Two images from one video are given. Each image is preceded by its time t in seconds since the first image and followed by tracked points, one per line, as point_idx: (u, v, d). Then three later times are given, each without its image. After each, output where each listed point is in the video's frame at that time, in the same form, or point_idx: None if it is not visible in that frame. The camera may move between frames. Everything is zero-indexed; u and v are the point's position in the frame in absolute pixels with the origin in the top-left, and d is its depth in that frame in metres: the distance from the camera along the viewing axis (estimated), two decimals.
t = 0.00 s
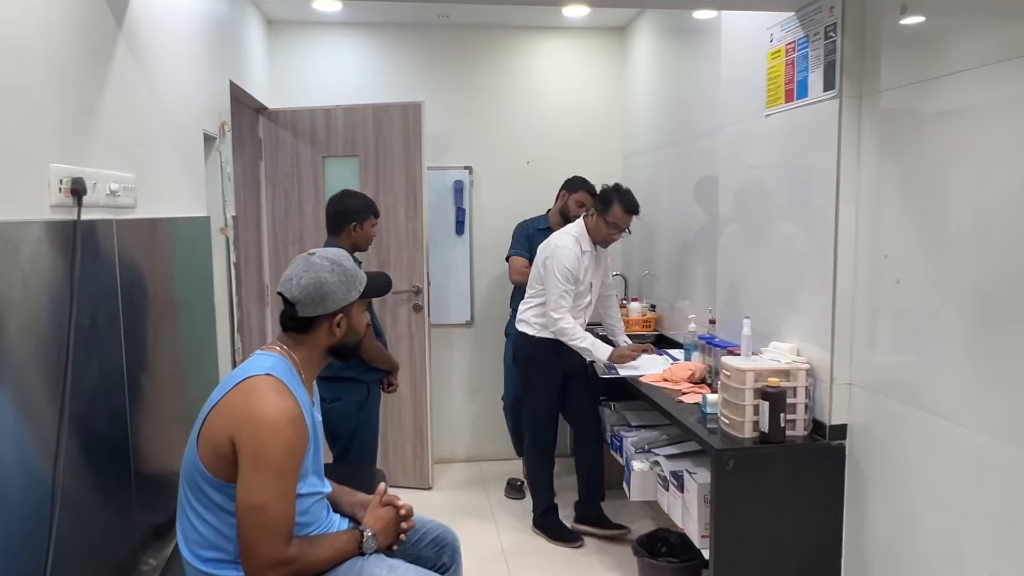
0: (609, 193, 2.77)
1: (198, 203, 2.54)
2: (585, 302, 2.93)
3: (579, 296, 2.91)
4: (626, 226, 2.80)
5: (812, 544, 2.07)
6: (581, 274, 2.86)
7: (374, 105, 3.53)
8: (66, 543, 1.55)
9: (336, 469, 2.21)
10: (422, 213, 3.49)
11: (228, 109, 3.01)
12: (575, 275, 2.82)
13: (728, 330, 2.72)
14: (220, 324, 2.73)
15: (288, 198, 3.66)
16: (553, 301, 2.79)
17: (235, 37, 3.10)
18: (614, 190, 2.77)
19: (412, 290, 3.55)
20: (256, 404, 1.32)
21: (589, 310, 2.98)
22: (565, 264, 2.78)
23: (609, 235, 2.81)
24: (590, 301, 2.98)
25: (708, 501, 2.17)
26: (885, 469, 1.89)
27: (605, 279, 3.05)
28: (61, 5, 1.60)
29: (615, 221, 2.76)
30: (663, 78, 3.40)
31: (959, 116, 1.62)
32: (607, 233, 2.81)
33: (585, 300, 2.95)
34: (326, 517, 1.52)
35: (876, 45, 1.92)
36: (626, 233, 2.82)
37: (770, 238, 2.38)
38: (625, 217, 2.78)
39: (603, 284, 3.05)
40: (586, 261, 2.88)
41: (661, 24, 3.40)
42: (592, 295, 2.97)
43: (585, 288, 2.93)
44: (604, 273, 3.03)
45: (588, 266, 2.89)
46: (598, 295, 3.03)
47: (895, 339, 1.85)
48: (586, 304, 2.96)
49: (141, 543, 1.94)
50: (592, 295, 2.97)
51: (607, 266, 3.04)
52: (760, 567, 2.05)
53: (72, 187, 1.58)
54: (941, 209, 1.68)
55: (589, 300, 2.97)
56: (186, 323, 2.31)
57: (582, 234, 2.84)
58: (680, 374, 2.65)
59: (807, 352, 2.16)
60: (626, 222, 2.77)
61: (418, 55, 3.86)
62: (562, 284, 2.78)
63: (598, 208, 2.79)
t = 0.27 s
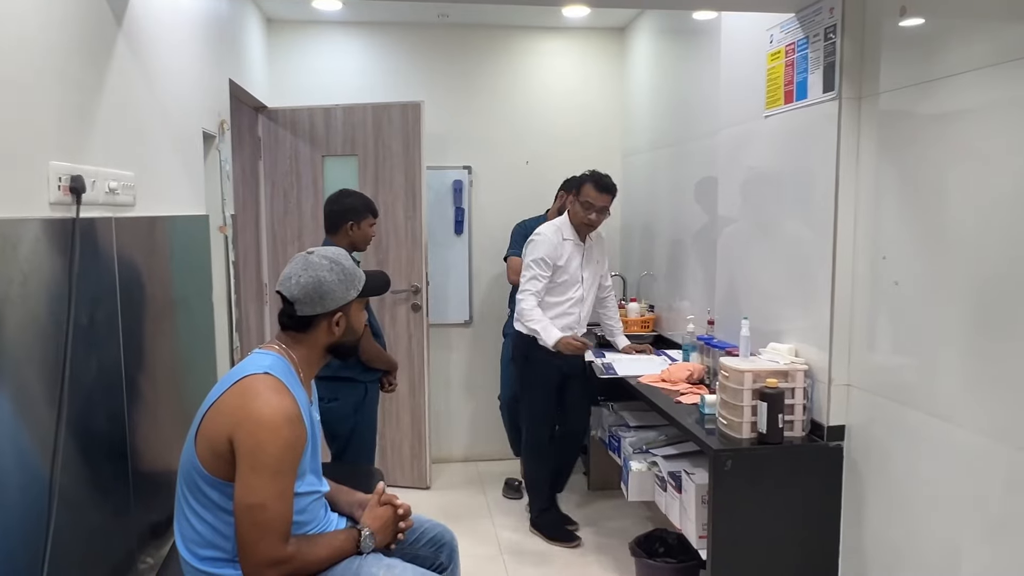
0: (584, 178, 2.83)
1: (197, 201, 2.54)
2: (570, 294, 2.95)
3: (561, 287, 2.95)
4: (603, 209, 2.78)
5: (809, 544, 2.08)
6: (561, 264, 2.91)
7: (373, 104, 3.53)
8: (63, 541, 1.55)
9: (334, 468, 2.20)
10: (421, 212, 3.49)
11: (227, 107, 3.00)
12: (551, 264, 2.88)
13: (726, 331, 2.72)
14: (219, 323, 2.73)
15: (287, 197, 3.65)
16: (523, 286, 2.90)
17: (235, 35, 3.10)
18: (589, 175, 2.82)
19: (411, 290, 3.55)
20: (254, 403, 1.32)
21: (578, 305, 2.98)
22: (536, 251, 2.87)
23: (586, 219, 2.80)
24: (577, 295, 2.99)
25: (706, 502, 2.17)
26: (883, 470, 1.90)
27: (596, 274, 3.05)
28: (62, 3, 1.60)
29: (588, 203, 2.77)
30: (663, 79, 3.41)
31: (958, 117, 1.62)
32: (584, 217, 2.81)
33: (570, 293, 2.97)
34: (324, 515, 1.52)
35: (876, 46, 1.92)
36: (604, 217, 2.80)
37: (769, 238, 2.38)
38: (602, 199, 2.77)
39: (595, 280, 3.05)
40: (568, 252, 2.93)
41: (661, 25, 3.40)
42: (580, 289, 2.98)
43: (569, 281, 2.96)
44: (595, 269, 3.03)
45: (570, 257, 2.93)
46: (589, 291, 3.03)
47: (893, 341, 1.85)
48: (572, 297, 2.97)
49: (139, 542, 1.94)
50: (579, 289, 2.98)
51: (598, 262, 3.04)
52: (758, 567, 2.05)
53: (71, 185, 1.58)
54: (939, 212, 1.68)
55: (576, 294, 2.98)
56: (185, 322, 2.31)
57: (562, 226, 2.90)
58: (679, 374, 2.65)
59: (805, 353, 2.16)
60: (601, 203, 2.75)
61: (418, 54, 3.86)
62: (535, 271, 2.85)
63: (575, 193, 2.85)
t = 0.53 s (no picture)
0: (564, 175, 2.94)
1: (196, 201, 2.54)
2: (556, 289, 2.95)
3: (547, 283, 2.97)
4: (580, 198, 2.85)
5: (808, 547, 2.08)
6: (544, 259, 2.96)
7: (373, 105, 3.53)
8: (61, 541, 1.55)
9: (332, 468, 2.20)
10: (420, 213, 3.49)
11: (227, 107, 3.00)
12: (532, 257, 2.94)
13: (725, 332, 2.72)
14: (218, 323, 2.73)
15: (286, 196, 3.65)
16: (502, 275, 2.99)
17: (235, 35, 3.10)
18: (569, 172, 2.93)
19: (410, 290, 3.55)
20: (252, 403, 1.32)
21: (567, 302, 2.96)
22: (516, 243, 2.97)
23: (565, 211, 2.87)
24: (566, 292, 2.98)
25: (705, 503, 2.17)
26: (881, 472, 1.90)
27: (587, 272, 3.03)
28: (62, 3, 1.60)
29: (564, 195, 2.86)
30: (662, 81, 3.41)
31: (956, 121, 1.63)
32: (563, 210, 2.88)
33: (557, 290, 2.97)
34: (322, 516, 1.52)
35: (875, 49, 1.92)
36: (582, 206, 2.85)
37: (768, 241, 2.38)
38: (577, 189, 2.85)
39: (586, 278, 3.03)
40: (552, 247, 2.97)
41: (661, 26, 3.40)
42: (569, 285, 2.98)
43: (553, 276, 2.97)
44: (585, 267, 3.03)
45: (554, 252, 2.97)
46: (579, 288, 3.01)
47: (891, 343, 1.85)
48: (560, 293, 2.96)
49: (137, 541, 1.94)
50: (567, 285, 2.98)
51: (588, 260, 3.04)
52: (756, 569, 2.05)
53: (70, 184, 1.58)
54: (938, 215, 1.69)
55: (564, 291, 2.97)
56: (184, 322, 2.31)
57: (547, 223, 2.97)
58: (678, 376, 2.65)
59: (804, 355, 2.16)
60: (575, 191, 2.83)
61: (417, 55, 3.86)
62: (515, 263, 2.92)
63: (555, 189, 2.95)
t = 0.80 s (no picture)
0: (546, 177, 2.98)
1: (190, 202, 2.53)
2: (539, 289, 2.96)
3: (531, 284, 2.98)
4: (559, 199, 2.89)
5: (802, 550, 2.08)
6: (527, 260, 2.99)
7: (368, 107, 3.53)
8: (52, 543, 1.54)
9: (326, 470, 2.19)
10: (416, 215, 3.48)
11: (222, 108, 3.00)
12: (514, 258, 2.98)
13: (719, 336, 2.73)
14: (211, 324, 2.72)
15: (281, 198, 3.64)
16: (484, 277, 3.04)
17: (230, 36, 3.09)
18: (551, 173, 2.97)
19: (404, 292, 3.54)
20: (246, 404, 1.31)
21: (550, 302, 2.96)
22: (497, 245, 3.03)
23: (545, 212, 2.92)
24: (551, 293, 2.98)
25: (699, 506, 2.17)
26: (874, 475, 1.90)
27: (571, 273, 3.03)
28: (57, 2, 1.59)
29: (543, 195, 2.90)
30: (658, 84, 3.42)
31: (951, 125, 1.63)
32: (544, 211, 2.93)
33: (540, 291, 2.98)
34: (315, 518, 1.52)
35: (870, 54, 1.93)
36: (561, 206, 2.89)
37: (763, 244, 2.39)
38: (556, 189, 2.89)
39: (571, 279, 3.02)
40: (534, 248, 3.00)
41: (656, 30, 3.42)
42: (552, 286, 2.98)
43: (535, 277, 2.99)
44: (569, 268, 3.03)
45: (537, 254, 3.00)
46: (564, 289, 3.00)
47: (885, 346, 1.86)
48: (543, 294, 2.96)
49: (129, 543, 1.93)
50: (551, 286, 2.98)
51: (573, 261, 3.05)
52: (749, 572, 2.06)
53: (63, 184, 1.57)
54: (932, 219, 1.69)
55: (548, 291, 2.97)
56: (177, 323, 2.30)
57: (530, 225, 3.01)
58: (672, 379, 2.66)
59: (798, 358, 2.17)
60: (553, 191, 2.87)
61: (413, 57, 3.86)
62: (496, 264, 2.96)
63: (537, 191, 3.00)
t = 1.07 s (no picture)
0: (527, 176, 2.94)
1: (190, 203, 2.53)
2: (526, 294, 2.90)
3: (517, 289, 2.92)
4: (539, 198, 2.86)
5: (801, 552, 2.08)
6: (512, 265, 2.94)
7: (369, 108, 3.53)
8: (52, 544, 1.53)
9: (326, 472, 2.19)
10: (416, 216, 3.48)
11: (222, 108, 3.00)
12: (498, 263, 2.93)
13: (720, 338, 2.73)
14: (211, 324, 2.72)
15: (281, 198, 3.64)
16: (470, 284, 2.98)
17: (231, 36, 3.09)
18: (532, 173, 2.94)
19: (404, 294, 3.54)
20: (247, 405, 1.31)
21: (538, 307, 2.89)
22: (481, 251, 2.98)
23: (526, 212, 2.89)
24: (539, 297, 2.92)
25: (698, 508, 2.17)
26: (875, 477, 1.90)
27: (559, 275, 2.98)
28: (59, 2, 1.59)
29: (524, 195, 2.88)
30: (658, 86, 3.42)
31: (951, 128, 1.64)
32: (526, 211, 2.90)
33: (528, 295, 2.91)
34: (315, 519, 1.51)
35: (870, 56, 1.93)
36: (541, 206, 2.86)
37: (763, 246, 2.39)
38: (536, 189, 2.86)
39: (559, 282, 2.97)
40: (519, 252, 2.96)
41: (657, 32, 3.42)
42: (540, 290, 2.92)
43: (522, 282, 2.92)
44: (557, 270, 2.98)
45: (522, 258, 2.95)
46: (552, 292, 2.94)
47: (885, 349, 1.86)
48: (531, 299, 2.90)
49: (128, 543, 1.93)
50: (539, 290, 2.92)
51: (560, 263, 3.00)
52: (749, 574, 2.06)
53: (64, 184, 1.57)
54: (933, 221, 1.69)
55: (536, 295, 2.91)
56: (177, 324, 2.30)
57: (514, 231, 2.97)
58: (672, 381, 2.65)
59: (798, 360, 2.17)
60: (533, 191, 2.84)
61: (414, 58, 3.86)
62: (480, 270, 2.92)
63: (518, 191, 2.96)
